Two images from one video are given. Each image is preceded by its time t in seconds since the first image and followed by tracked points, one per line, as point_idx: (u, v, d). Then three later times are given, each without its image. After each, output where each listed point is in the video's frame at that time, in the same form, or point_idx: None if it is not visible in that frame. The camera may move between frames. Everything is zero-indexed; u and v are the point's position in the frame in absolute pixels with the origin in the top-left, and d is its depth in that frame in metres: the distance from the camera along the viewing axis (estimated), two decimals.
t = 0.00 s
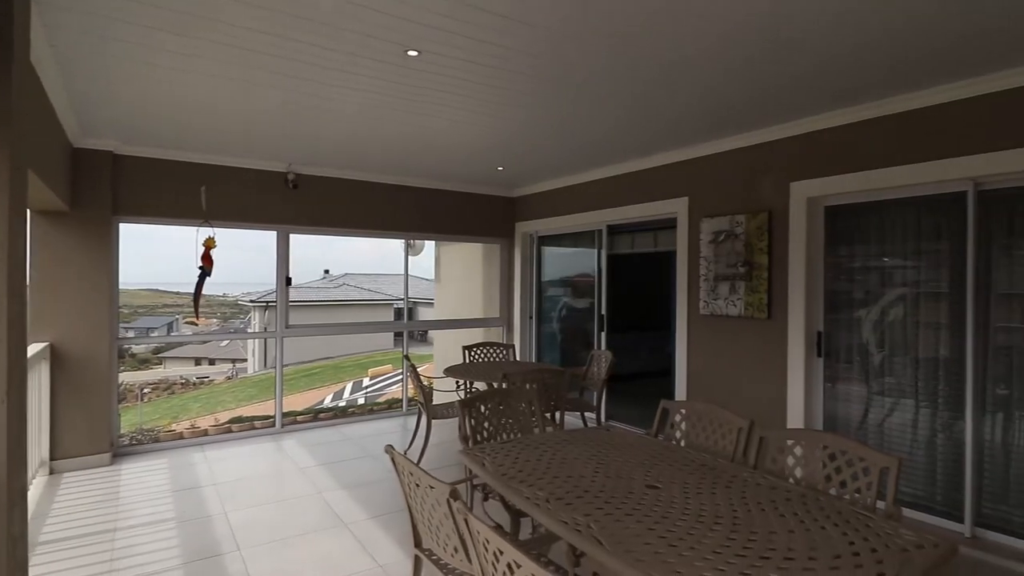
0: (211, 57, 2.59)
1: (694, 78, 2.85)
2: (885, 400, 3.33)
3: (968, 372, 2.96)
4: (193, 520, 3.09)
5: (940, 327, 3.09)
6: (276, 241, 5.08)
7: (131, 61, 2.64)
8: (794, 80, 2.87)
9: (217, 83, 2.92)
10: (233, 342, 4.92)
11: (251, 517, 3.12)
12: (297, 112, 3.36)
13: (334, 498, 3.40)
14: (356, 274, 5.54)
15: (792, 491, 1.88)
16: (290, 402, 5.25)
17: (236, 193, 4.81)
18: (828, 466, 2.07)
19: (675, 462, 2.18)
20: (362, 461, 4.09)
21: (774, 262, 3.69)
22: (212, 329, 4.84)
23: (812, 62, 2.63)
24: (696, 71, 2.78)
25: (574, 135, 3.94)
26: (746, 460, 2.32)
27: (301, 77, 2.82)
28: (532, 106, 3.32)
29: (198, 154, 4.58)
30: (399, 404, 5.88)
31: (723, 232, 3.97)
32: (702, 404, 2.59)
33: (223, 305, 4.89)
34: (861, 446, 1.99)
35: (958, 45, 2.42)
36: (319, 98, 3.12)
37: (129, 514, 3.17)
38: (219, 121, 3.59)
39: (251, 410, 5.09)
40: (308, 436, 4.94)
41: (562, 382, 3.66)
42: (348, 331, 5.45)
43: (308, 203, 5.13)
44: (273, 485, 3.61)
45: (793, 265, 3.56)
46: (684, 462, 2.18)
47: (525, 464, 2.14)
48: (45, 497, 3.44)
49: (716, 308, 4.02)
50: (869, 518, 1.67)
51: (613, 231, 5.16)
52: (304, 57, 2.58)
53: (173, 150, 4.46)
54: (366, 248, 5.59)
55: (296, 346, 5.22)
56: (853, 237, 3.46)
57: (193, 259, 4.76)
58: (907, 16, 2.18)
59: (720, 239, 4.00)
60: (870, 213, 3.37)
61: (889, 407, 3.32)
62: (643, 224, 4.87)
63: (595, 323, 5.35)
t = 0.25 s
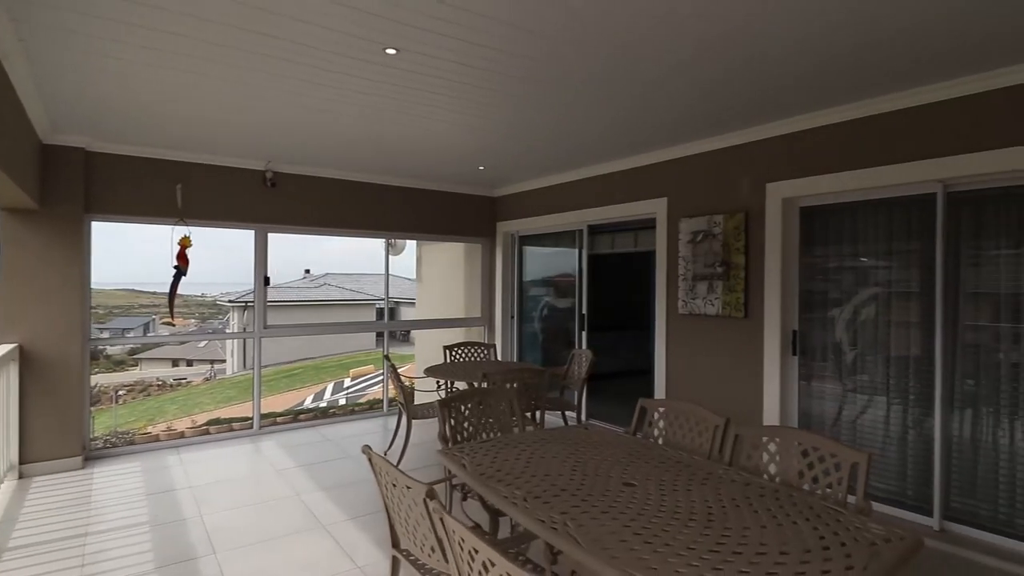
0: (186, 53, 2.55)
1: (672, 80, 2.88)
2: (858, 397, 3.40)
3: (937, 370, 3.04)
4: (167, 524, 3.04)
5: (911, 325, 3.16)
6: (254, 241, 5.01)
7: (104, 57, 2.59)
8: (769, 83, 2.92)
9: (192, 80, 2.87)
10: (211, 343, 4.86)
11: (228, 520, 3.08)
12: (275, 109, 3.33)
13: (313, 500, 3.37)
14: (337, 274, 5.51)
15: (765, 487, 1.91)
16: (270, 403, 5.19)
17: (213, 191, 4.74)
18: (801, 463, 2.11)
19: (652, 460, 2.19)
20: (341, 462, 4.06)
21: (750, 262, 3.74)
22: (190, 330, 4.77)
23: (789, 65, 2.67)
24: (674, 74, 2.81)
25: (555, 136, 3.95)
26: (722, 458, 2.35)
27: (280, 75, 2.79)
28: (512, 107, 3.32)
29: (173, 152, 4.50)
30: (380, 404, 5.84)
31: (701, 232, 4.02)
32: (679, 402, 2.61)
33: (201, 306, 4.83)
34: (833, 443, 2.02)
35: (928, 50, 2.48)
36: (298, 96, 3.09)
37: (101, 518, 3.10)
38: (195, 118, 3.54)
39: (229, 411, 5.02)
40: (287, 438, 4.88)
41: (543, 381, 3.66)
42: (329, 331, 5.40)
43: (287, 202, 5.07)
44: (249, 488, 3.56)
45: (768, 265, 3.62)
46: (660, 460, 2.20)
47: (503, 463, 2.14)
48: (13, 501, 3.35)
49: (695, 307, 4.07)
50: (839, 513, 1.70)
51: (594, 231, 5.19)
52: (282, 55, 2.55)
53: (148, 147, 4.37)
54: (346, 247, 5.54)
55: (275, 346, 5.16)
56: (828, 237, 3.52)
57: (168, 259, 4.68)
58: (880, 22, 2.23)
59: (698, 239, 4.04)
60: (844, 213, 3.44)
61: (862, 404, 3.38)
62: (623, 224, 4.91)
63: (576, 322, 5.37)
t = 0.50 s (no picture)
0: (158, 48, 2.51)
1: (652, 82, 2.90)
2: (831, 395, 3.46)
3: (907, 367, 3.10)
4: (140, 528, 2.98)
5: (882, 324, 3.23)
6: (231, 240, 4.94)
7: (73, 51, 2.53)
8: (745, 86, 2.96)
9: (165, 76, 2.82)
10: (188, 344, 4.78)
11: (202, 524, 3.03)
12: (251, 106, 3.29)
13: (290, 502, 3.33)
14: (317, 274, 5.45)
15: (739, 484, 1.94)
16: (248, 405, 5.12)
17: (188, 190, 4.66)
18: (774, 459, 2.14)
19: (629, 458, 2.21)
20: (320, 463, 4.02)
21: (728, 262, 3.79)
22: (167, 330, 4.69)
23: (764, 68, 2.71)
24: (652, 76, 2.83)
25: (536, 136, 3.96)
26: (698, 455, 2.38)
27: (255, 72, 2.76)
28: (492, 107, 3.32)
29: (147, 149, 4.42)
30: (361, 405, 5.80)
31: (680, 233, 4.06)
32: (656, 400, 2.64)
33: (178, 306, 4.75)
34: (805, 439, 2.06)
35: (899, 55, 2.54)
36: (274, 93, 3.05)
37: (71, 523, 3.04)
38: (169, 115, 3.48)
39: (206, 413, 4.93)
40: (264, 440, 4.82)
41: (523, 381, 3.67)
42: (308, 332, 5.34)
43: (265, 200, 5.01)
44: (225, 490, 3.51)
45: (744, 265, 3.67)
46: (637, 458, 2.22)
47: (481, 462, 2.14)
48: None
49: (673, 307, 4.10)
50: (810, 508, 1.74)
51: (575, 231, 5.21)
52: (257, 51, 2.52)
53: (121, 143, 4.29)
54: (326, 246, 5.49)
55: (253, 347, 5.10)
56: (803, 238, 3.58)
57: (143, 258, 4.59)
58: (852, 28, 2.27)
59: (677, 240, 4.08)
60: (818, 215, 3.50)
61: (836, 402, 3.44)
62: (603, 224, 4.94)
63: (557, 322, 5.39)
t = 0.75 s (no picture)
0: (128, 44, 2.46)
1: (628, 83, 2.93)
2: (805, 393, 3.52)
3: (878, 365, 3.18)
4: (110, 533, 2.92)
5: (854, 323, 3.30)
6: (206, 239, 4.86)
7: (39, 46, 2.47)
8: (721, 88, 2.99)
9: (135, 72, 2.76)
10: (163, 345, 4.70)
11: (175, 528, 2.98)
12: (225, 103, 3.23)
13: (266, 504, 3.29)
14: (296, 274, 5.39)
15: (713, 481, 1.97)
16: (224, 407, 5.05)
17: (162, 188, 4.58)
18: (747, 456, 2.18)
19: (606, 456, 2.23)
20: (297, 465, 3.97)
21: (704, 262, 3.84)
22: (142, 331, 4.61)
23: (739, 71, 2.76)
24: (629, 78, 2.86)
25: (515, 136, 3.97)
26: (674, 453, 2.40)
27: (229, 69, 2.72)
28: (471, 106, 3.32)
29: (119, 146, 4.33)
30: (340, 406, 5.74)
31: (658, 233, 4.10)
32: (633, 399, 2.66)
33: (153, 306, 4.67)
34: (777, 436, 2.10)
35: (867, 59, 2.61)
36: (250, 90, 3.01)
37: (38, 529, 2.96)
38: (140, 111, 3.41)
39: (181, 416, 4.85)
40: (240, 442, 4.75)
41: (502, 380, 3.67)
42: (287, 332, 5.28)
43: (241, 199, 4.94)
44: (199, 494, 3.45)
45: (720, 266, 3.72)
46: (614, 456, 2.24)
47: (458, 462, 2.14)
48: None
49: (651, 306, 4.14)
50: (781, 503, 1.77)
51: (554, 231, 5.23)
52: (231, 48, 2.49)
53: (91, 140, 4.20)
54: (305, 246, 5.43)
55: (229, 348, 5.02)
56: (777, 238, 3.65)
57: (115, 258, 4.51)
58: (821, 32, 2.33)
59: (654, 240, 4.12)
60: (792, 216, 3.56)
61: (809, 400, 3.51)
62: (582, 224, 4.96)
63: (537, 322, 5.40)
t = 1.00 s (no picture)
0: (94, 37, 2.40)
1: (606, 84, 2.95)
2: (778, 391, 3.58)
3: (847, 363, 3.25)
4: (76, 539, 2.85)
5: (824, 321, 3.37)
6: (178, 238, 4.76)
7: None
8: (695, 90, 3.03)
9: (103, 66, 2.70)
10: (134, 346, 4.60)
11: (144, 533, 2.92)
12: (197, 100, 3.17)
13: (239, 508, 3.24)
14: (274, 273, 5.32)
15: (685, 478, 2.00)
16: (197, 409, 4.96)
17: (132, 185, 4.48)
18: (719, 454, 2.21)
19: (581, 455, 2.24)
20: (272, 468, 3.92)
21: (680, 262, 3.88)
22: (114, 332, 4.52)
23: (712, 73, 2.80)
24: (605, 79, 2.88)
25: (493, 136, 3.96)
26: (648, 452, 2.43)
27: (201, 64, 2.67)
28: (448, 106, 3.31)
29: (87, 142, 4.22)
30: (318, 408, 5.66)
31: (634, 233, 4.13)
32: (608, 398, 2.68)
33: (125, 307, 4.58)
34: (748, 434, 2.14)
35: (835, 64, 2.67)
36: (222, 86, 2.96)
37: None
38: (108, 107, 3.33)
39: (152, 418, 4.74)
40: (212, 445, 4.66)
41: (480, 380, 3.67)
42: (262, 333, 5.20)
43: (215, 197, 4.85)
44: (170, 498, 3.39)
45: (695, 266, 3.77)
46: (589, 455, 2.25)
47: (433, 463, 2.14)
48: None
49: (628, 306, 4.18)
50: (750, 500, 1.80)
51: (532, 231, 5.24)
52: (202, 43, 2.44)
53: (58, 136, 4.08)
54: (281, 245, 5.36)
55: (203, 349, 4.93)
56: (750, 239, 3.71)
57: (83, 257, 4.41)
58: (794, 36, 2.37)
59: (631, 240, 4.16)
60: (765, 217, 3.62)
61: (781, 398, 3.57)
62: (560, 224, 4.98)
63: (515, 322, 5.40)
